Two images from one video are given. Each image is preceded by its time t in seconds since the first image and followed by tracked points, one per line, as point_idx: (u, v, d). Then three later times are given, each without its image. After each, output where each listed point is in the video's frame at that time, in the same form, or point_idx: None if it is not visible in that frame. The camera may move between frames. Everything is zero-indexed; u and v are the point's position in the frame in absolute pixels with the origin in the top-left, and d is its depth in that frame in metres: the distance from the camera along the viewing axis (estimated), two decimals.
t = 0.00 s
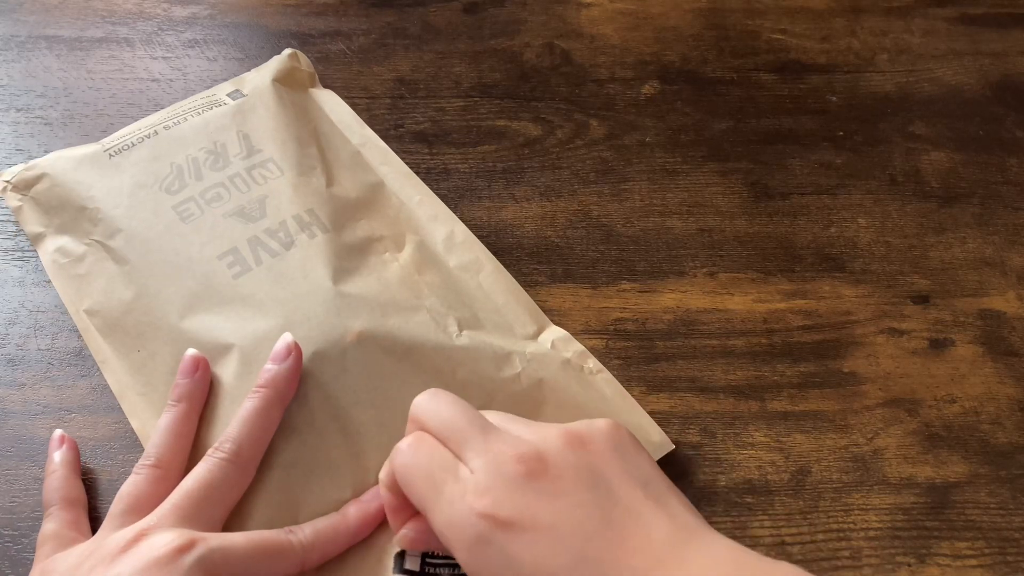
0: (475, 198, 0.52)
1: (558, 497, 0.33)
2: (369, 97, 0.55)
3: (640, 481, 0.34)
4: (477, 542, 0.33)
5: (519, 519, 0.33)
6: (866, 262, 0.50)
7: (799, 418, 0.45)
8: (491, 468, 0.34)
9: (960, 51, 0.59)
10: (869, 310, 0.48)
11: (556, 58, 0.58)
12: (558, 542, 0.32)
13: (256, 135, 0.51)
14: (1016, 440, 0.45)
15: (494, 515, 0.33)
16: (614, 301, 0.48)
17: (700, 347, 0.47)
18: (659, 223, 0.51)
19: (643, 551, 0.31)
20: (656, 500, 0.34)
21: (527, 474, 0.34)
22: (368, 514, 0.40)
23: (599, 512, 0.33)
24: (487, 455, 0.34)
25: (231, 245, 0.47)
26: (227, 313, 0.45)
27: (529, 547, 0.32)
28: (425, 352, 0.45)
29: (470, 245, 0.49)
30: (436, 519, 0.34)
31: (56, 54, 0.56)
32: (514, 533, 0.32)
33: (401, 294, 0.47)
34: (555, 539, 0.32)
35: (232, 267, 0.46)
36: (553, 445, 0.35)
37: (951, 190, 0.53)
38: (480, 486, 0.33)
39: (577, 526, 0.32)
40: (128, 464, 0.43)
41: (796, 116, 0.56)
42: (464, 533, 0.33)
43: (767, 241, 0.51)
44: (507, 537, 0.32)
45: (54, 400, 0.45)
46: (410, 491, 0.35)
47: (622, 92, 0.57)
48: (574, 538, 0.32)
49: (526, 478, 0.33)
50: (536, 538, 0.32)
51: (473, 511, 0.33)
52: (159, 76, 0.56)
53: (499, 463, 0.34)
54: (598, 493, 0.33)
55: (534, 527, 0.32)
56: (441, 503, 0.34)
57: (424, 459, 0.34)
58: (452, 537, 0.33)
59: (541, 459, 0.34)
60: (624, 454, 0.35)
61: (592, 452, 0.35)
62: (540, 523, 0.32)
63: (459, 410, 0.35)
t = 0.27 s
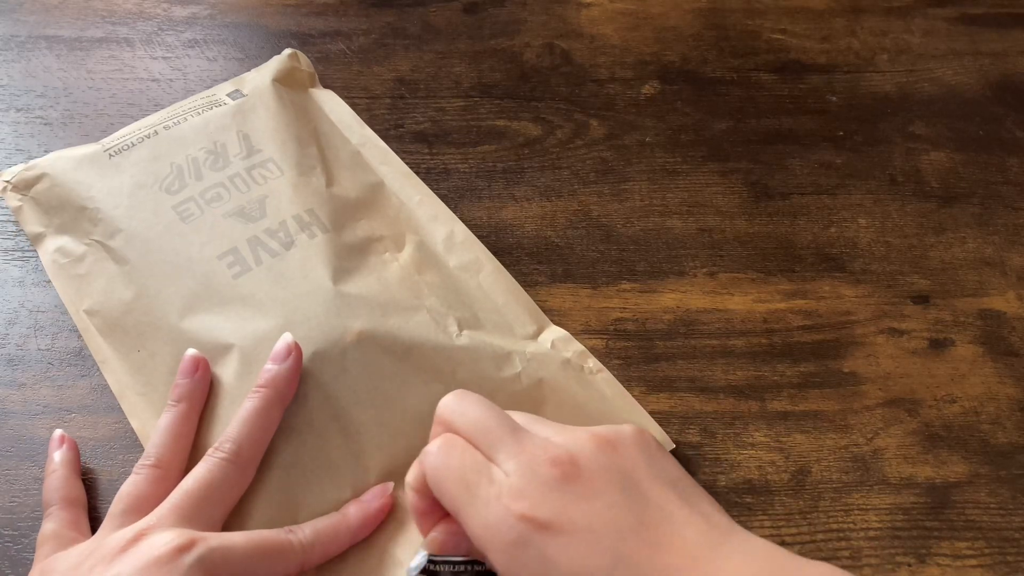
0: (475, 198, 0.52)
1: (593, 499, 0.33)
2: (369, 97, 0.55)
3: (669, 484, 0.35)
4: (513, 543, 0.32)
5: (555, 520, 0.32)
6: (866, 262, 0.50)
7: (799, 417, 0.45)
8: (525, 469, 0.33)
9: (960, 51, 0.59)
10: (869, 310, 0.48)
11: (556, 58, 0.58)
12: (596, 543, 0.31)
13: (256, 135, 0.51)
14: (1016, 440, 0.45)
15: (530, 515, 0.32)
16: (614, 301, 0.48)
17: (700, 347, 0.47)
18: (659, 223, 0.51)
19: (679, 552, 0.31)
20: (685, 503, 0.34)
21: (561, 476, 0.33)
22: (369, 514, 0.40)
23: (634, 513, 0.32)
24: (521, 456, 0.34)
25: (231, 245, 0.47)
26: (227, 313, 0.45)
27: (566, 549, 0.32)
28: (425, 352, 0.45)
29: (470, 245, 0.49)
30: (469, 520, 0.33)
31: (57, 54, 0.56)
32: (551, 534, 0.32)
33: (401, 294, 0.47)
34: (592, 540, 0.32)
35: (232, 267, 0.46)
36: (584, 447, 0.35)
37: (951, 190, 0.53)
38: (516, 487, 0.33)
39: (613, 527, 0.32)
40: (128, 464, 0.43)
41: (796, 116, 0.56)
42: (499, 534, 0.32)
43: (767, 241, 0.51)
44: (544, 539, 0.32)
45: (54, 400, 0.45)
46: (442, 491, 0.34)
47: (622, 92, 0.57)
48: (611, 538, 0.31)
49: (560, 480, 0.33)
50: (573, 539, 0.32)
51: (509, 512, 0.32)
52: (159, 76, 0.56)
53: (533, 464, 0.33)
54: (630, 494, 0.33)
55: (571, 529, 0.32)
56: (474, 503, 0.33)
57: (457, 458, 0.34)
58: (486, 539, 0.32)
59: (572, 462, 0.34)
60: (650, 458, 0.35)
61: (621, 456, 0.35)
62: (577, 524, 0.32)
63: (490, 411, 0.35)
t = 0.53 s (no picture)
0: (475, 198, 0.52)
1: (645, 497, 0.32)
2: (369, 97, 0.55)
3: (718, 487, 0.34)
4: (565, 540, 0.32)
5: (607, 517, 0.32)
6: (866, 262, 0.50)
7: (799, 417, 0.45)
8: (577, 464, 0.33)
9: (960, 51, 0.59)
10: (869, 310, 0.48)
11: (556, 58, 0.58)
12: (648, 541, 0.31)
13: (256, 135, 0.51)
14: (1016, 440, 0.45)
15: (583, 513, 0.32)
16: (614, 301, 0.48)
17: (699, 347, 0.47)
18: (659, 223, 0.51)
19: (734, 556, 0.30)
20: (735, 505, 0.33)
21: (613, 473, 0.33)
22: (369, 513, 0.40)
23: (687, 512, 0.32)
24: (574, 452, 0.33)
25: (231, 245, 0.47)
26: (227, 313, 0.45)
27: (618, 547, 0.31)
28: (425, 352, 0.45)
29: (470, 245, 0.49)
30: (521, 516, 0.33)
31: (57, 54, 0.56)
32: (605, 531, 0.31)
33: (401, 294, 0.47)
34: (644, 539, 0.31)
35: (232, 267, 0.46)
36: (635, 447, 0.34)
37: (951, 190, 0.53)
38: (568, 482, 0.32)
39: (667, 526, 0.31)
40: (128, 464, 0.43)
41: (796, 116, 0.56)
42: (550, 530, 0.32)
43: (767, 241, 0.51)
44: (596, 535, 0.31)
45: (54, 400, 0.45)
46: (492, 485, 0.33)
47: (622, 92, 0.57)
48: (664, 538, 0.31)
49: (612, 477, 0.33)
50: (626, 537, 0.31)
51: (560, 508, 0.32)
52: (159, 76, 0.56)
53: (585, 461, 0.33)
54: (682, 495, 0.33)
55: (624, 527, 0.31)
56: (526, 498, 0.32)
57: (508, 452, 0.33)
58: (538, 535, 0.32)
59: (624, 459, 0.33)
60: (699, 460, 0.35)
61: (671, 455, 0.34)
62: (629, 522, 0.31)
63: (538, 406, 0.35)
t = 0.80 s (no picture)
0: (475, 198, 0.52)
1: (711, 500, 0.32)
2: (369, 97, 0.55)
3: (784, 493, 0.33)
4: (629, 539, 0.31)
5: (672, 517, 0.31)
6: (866, 262, 0.50)
7: (799, 417, 0.45)
8: (643, 462, 0.33)
9: (960, 51, 0.59)
10: (869, 310, 0.48)
11: (556, 58, 0.58)
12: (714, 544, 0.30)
13: (256, 135, 0.51)
14: (1016, 440, 0.45)
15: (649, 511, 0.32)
16: (613, 301, 0.48)
17: (699, 347, 0.47)
18: (659, 223, 0.51)
19: (800, 559, 0.30)
20: (801, 513, 0.32)
21: (679, 474, 0.33)
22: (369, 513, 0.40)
23: (753, 517, 0.31)
24: (639, 451, 0.33)
25: (231, 245, 0.47)
26: (227, 313, 0.45)
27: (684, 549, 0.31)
28: (425, 352, 0.45)
29: (471, 245, 0.49)
30: (585, 512, 0.32)
31: (57, 53, 0.56)
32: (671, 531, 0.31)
33: (401, 293, 0.47)
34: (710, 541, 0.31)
35: (232, 267, 0.46)
36: (699, 449, 0.34)
37: (951, 190, 0.53)
38: (633, 480, 0.32)
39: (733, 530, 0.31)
40: (128, 464, 0.43)
41: (796, 116, 0.56)
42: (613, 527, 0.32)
43: (767, 242, 0.51)
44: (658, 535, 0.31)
45: (54, 400, 0.45)
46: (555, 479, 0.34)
47: (622, 92, 0.57)
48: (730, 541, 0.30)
49: (678, 477, 0.32)
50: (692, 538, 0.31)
51: (626, 506, 0.32)
52: (159, 76, 0.56)
53: (651, 461, 0.33)
54: (749, 499, 0.32)
55: (688, 528, 0.31)
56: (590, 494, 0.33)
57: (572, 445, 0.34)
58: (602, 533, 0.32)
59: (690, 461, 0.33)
60: (762, 467, 0.34)
61: (735, 460, 0.34)
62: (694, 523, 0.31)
63: (600, 406, 0.35)
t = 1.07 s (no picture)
0: (475, 198, 0.52)
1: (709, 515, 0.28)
2: (369, 97, 0.55)
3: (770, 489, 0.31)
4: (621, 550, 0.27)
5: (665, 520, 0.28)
6: (866, 262, 0.50)
7: (798, 417, 0.45)
8: (618, 464, 0.29)
9: (960, 51, 0.59)
10: (869, 310, 0.48)
11: (556, 58, 0.58)
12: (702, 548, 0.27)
13: (256, 135, 0.51)
14: (1016, 440, 0.45)
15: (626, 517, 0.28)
16: (613, 301, 0.48)
17: (700, 347, 0.47)
18: (659, 223, 0.51)
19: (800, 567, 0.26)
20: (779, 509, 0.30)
21: (657, 469, 0.29)
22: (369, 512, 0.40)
23: (728, 510, 0.29)
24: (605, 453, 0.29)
25: (231, 245, 0.47)
26: (227, 313, 0.45)
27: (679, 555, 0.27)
28: (425, 352, 0.45)
29: (470, 246, 0.49)
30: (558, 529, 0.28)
31: (57, 54, 0.56)
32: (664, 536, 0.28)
33: (400, 294, 0.47)
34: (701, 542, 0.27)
35: (232, 267, 0.46)
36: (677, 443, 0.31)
37: (951, 190, 0.53)
38: (606, 486, 0.28)
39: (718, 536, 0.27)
40: (128, 464, 0.43)
41: (796, 116, 0.56)
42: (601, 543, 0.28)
43: (767, 242, 0.51)
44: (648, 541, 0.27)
45: (54, 400, 0.45)
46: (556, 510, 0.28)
47: (622, 92, 0.57)
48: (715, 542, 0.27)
49: (656, 474, 0.29)
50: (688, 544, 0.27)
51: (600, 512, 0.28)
52: (159, 76, 0.56)
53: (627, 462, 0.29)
54: (732, 496, 0.29)
55: (673, 529, 0.28)
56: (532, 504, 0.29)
57: (544, 440, 0.31)
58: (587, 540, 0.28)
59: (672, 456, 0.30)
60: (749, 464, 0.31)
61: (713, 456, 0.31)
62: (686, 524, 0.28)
63: (567, 404, 0.31)
